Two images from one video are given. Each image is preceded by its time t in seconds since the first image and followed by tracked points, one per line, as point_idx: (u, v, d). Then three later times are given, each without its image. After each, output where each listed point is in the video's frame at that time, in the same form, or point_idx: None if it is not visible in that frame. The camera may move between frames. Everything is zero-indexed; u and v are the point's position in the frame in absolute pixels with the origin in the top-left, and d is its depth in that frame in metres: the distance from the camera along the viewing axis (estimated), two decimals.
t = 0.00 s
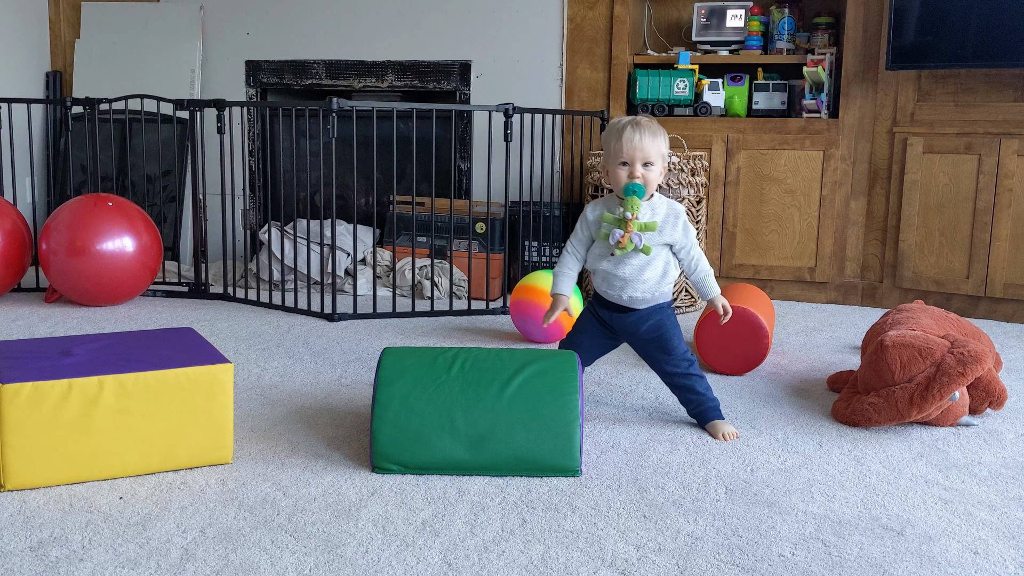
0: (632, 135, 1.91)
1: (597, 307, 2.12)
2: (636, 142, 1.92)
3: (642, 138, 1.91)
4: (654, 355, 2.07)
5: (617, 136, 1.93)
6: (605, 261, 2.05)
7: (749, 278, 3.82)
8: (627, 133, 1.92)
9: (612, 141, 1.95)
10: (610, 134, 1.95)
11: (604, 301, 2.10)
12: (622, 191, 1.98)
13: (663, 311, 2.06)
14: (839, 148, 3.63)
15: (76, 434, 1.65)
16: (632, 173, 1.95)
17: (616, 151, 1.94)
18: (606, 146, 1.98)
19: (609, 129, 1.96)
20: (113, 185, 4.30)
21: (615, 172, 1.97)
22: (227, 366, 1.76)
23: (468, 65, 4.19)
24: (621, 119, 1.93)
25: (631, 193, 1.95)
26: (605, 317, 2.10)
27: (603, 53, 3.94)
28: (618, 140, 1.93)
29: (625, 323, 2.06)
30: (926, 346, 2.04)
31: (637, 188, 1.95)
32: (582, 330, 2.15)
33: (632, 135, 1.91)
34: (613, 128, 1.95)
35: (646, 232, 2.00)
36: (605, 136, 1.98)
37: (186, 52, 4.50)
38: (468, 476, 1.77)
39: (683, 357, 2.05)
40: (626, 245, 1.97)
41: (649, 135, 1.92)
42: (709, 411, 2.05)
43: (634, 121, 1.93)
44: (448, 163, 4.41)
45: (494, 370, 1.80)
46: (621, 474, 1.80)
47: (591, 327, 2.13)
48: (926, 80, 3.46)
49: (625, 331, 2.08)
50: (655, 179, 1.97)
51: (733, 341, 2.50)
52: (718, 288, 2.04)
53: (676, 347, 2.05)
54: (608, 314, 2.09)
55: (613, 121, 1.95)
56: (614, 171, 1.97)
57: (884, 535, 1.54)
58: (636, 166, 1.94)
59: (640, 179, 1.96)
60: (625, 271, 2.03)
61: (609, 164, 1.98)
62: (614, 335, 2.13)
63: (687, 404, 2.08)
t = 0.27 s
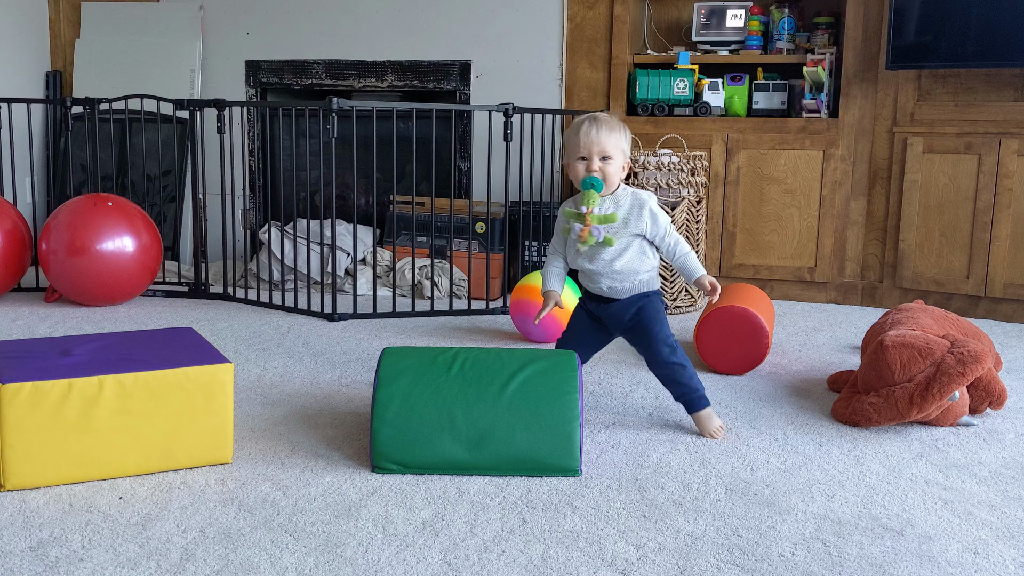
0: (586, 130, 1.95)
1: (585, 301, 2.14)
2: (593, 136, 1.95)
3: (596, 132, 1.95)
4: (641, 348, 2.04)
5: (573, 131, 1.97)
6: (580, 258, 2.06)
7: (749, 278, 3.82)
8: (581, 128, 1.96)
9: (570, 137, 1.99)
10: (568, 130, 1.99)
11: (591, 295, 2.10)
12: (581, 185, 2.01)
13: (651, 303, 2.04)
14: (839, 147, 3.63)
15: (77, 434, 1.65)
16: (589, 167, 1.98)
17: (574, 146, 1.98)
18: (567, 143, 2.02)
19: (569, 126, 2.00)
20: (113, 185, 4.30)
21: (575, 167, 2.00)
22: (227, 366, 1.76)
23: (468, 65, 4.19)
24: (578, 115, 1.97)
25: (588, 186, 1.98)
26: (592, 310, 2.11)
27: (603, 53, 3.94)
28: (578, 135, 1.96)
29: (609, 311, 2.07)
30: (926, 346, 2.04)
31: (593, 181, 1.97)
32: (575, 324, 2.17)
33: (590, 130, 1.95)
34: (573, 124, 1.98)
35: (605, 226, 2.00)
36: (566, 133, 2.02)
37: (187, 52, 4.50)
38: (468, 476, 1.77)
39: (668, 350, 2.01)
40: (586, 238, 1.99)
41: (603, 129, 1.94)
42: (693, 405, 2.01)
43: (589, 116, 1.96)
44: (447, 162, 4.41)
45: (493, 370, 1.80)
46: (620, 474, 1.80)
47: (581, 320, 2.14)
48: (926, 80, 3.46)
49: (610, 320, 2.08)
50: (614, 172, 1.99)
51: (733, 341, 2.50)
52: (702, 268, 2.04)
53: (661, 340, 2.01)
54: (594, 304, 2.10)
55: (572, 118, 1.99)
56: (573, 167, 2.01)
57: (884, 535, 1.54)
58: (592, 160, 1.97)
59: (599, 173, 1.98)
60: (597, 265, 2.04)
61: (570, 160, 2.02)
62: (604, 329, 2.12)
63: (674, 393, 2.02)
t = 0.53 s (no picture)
0: (616, 160, 1.81)
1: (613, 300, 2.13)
2: (623, 167, 1.81)
3: (628, 163, 1.81)
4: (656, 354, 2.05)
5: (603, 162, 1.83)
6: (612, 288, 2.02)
7: (749, 278, 3.82)
8: (611, 158, 1.81)
9: (599, 166, 1.85)
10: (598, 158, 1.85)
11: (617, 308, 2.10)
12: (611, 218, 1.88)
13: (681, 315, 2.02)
14: (839, 147, 3.63)
15: (76, 434, 1.65)
16: (620, 201, 1.85)
17: (603, 177, 1.84)
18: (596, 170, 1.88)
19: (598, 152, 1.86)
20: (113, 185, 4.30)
21: (605, 199, 1.87)
22: (227, 366, 1.76)
23: (468, 64, 4.19)
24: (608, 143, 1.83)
25: (619, 221, 1.85)
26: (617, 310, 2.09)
27: (603, 53, 3.94)
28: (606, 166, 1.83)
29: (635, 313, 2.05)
30: (926, 346, 2.04)
31: (623, 216, 1.84)
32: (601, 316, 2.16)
33: (620, 161, 1.81)
34: (602, 152, 1.84)
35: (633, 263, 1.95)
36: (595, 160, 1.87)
37: (186, 52, 4.50)
38: (468, 476, 1.77)
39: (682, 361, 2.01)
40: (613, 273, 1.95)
41: (635, 159, 1.80)
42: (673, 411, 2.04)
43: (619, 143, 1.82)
44: (447, 162, 4.41)
45: (493, 370, 1.80)
46: (620, 474, 1.80)
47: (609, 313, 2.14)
48: (926, 80, 3.46)
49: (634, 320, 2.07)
50: (647, 204, 1.86)
51: (733, 341, 2.50)
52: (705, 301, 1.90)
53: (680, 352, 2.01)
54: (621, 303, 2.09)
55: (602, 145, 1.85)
56: (603, 199, 1.87)
57: (883, 535, 1.54)
58: (624, 193, 1.83)
59: (630, 206, 1.85)
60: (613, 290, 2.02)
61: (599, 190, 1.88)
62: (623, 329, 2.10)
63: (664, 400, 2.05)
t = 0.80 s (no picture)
0: (645, 196, 1.78)
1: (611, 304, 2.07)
2: (650, 205, 1.79)
3: (656, 201, 1.78)
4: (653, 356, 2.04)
5: (630, 195, 1.80)
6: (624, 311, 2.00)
7: (749, 278, 3.82)
8: (640, 193, 1.79)
9: (625, 198, 1.82)
10: (624, 190, 1.82)
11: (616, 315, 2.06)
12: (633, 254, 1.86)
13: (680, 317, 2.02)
14: (839, 147, 3.63)
15: (76, 434, 1.65)
16: (642, 237, 1.83)
17: (629, 210, 1.81)
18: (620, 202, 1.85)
19: (626, 183, 1.83)
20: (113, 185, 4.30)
21: (626, 232, 1.84)
22: (227, 366, 1.75)
23: (468, 64, 4.19)
24: (637, 176, 1.80)
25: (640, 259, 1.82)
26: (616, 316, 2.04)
27: (603, 53, 3.94)
28: (631, 202, 1.80)
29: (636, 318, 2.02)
30: (926, 346, 2.04)
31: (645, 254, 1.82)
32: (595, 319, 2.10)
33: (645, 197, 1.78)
34: (627, 187, 1.81)
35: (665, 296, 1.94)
36: (620, 190, 1.84)
37: (187, 52, 4.50)
38: (467, 476, 1.77)
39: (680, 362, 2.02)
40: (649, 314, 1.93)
41: (663, 197, 1.78)
42: (671, 411, 2.04)
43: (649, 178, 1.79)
44: (448, 162, 4.41)
45: (492, 371, 1.80)
46: (620, 474, 1.80)
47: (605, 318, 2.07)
48: (926, 80, 3.46)
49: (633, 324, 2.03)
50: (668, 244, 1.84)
51: (733, 341, 2.50)
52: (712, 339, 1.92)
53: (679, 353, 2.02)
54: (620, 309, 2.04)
55: (629, 176, 1.82)
56: (624, 232, 1.85)
57: (884, 535, 1.54)
58: (647, 230, 1.82)
59: (651, 244, 1.84)
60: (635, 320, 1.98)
61: (621, 222, 1.85)
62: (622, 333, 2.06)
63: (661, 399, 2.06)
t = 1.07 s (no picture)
0: (643, 184, 1.80)
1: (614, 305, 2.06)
2: (647, 191, 1.80)
3: (654, 188, 1.80)
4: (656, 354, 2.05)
5: (629, 183, 1.82)
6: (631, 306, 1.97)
7: (749, 278, 3.82)
8: (638, 180, 1.81)
9: (624, 187, 1.84)
10: (624, 179, 1.84)
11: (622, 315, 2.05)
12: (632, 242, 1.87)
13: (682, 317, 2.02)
14: (839, 147, 3.63)
15: (77, 434, 1.65)
16: (641, 224, 1.84)
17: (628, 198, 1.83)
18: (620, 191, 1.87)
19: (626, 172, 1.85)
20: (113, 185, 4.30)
21: (626, 220, 1.86)
22: (227, 366, 1.75)
23: (468, 64, 4.19)
24: (635, 164, 1.82)
25: (641, 245, 1.84)
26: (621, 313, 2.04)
27: (603, 53, 3.94)
28: (630, 188, 1.82)
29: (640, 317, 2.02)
30: (926, 346, 2.04)
31: (645, 240, 1.83)
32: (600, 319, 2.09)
33: (643, 183, 1.80)
34: (627, 174, 1.83)
35: (658, 287, 1.90)
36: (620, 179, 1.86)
37: (186, 52, 4.50)
38: (467, 476, 1.77)
39: (681, 363, 2.01)
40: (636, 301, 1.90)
41: (662, 184, 1.80)
42: (671, 412, 2.04)
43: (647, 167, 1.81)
44: (448, 162, 4.41)
45: (492, 370, 1.80)
46: (620, 474, 1.80)
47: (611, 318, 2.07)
48: (926, 80, 3.46)
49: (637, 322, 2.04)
50: (669, 231, 1.85)
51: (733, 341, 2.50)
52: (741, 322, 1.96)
53: (681, 354, 2.01)
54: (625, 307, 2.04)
55: (629, 165, 1.84)
56: (624, 219, 1.86)
57: (883, 535, 1.54)
58: (646, 216, 1.83)
59: (652, 231, 1.84)
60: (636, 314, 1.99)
61: (621, 211, 1.87)
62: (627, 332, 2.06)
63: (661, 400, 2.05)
